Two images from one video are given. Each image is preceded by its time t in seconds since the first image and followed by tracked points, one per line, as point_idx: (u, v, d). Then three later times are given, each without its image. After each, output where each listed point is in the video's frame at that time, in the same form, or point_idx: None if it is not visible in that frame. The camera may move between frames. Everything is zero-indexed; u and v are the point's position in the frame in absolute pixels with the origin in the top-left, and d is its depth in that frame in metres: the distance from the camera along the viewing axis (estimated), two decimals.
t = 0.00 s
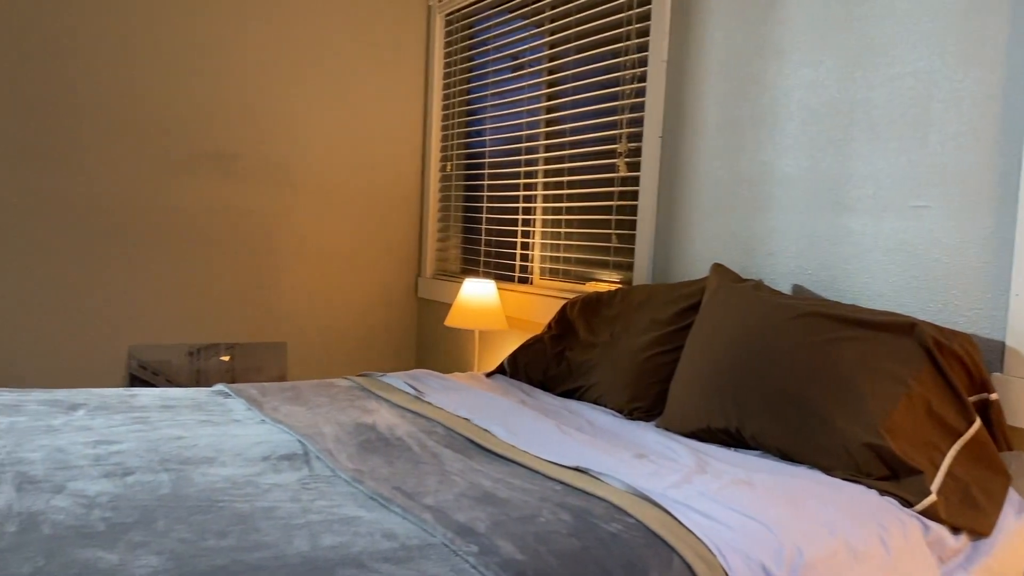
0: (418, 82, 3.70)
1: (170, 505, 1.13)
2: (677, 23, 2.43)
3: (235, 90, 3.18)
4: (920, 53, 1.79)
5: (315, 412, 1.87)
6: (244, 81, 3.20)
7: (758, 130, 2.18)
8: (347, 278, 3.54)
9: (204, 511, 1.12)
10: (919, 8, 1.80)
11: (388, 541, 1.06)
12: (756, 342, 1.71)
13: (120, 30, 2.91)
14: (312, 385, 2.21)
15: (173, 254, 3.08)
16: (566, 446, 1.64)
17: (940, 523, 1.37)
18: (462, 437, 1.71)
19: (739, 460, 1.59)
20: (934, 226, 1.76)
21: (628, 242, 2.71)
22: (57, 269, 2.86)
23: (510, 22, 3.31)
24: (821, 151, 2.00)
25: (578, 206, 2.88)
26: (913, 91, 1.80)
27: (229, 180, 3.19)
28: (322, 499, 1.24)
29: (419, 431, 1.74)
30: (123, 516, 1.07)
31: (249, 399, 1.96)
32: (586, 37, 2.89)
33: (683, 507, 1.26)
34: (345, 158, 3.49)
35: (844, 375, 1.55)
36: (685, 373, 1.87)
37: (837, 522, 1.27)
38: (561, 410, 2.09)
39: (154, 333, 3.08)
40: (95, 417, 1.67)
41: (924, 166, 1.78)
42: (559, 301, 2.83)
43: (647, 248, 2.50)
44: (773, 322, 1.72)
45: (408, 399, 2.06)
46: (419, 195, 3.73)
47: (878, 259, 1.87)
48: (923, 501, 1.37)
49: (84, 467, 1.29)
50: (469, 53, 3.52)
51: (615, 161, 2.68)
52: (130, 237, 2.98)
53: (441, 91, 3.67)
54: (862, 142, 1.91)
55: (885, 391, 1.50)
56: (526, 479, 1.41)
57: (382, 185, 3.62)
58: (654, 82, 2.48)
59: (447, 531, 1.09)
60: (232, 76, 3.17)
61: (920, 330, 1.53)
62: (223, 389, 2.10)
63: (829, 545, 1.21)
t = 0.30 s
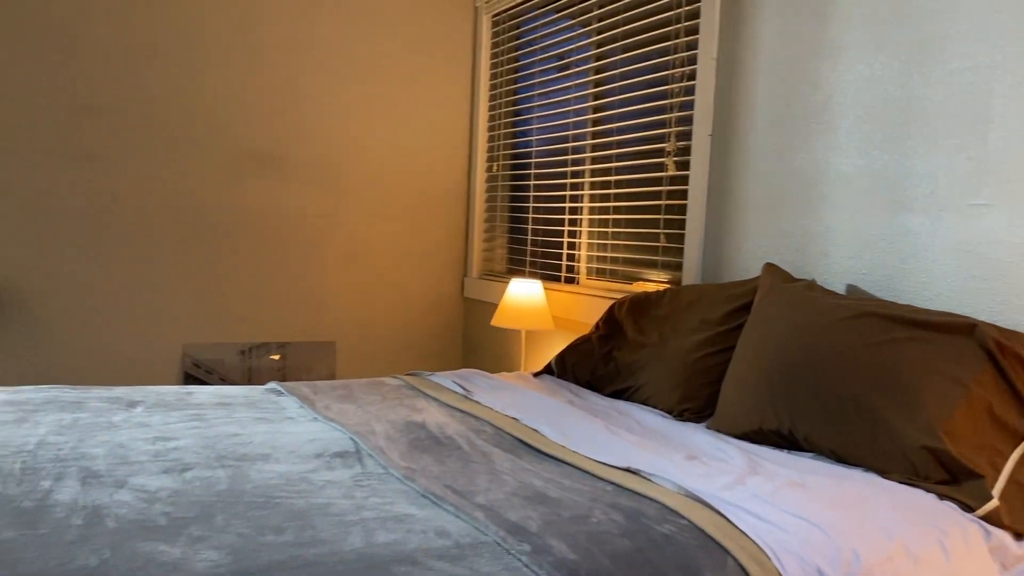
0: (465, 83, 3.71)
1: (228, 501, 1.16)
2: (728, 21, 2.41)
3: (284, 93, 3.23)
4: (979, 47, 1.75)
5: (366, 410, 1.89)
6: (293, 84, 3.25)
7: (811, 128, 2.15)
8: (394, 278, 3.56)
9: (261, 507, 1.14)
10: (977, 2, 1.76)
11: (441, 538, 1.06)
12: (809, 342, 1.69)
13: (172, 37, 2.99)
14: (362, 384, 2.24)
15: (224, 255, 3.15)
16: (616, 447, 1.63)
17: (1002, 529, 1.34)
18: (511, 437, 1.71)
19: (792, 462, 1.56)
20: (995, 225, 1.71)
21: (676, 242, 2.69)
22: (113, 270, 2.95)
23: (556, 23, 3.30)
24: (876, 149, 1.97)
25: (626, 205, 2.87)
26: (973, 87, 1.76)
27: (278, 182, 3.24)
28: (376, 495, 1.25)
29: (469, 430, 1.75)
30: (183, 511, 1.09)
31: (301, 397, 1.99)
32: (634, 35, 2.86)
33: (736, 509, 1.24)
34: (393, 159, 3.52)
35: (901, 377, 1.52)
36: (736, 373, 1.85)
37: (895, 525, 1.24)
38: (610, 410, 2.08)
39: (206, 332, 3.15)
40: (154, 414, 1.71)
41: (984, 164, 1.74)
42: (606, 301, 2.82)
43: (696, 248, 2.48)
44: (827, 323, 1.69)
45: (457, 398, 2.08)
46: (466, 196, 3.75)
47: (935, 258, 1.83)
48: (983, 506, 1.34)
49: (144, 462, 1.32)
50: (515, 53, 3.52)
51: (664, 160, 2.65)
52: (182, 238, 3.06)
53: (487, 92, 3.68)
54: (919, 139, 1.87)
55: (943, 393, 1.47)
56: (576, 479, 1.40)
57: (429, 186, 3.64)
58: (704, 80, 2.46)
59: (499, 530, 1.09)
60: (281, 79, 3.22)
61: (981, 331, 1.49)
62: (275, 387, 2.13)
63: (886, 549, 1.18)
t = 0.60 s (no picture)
0: (512, 83, 3.71)
1: (286, 496, 1.17)
2: (780, 17, 2.38)
3: (333, 95, 3.27)
4: None
5: (416, 408, 1.91)
6: (342, 86, 3.28)
7: (866, 125, 2.11)
8: (442, 277, 3.58)
9: (318, 502, 1.16)
10: None
11: (495, 536, 1.07)
12: (866, 343, 1.66)
13: (224, 42, 3.05)
14: (412, 382, 2.26)
15: (274, 255, 3.20)
16: (669, 447, 1.62)
17: None
18: (561, 436, 1.71)
19: (849, 464, 1.54)
20: None
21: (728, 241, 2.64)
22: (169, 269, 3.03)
23: (604, 21, 3.29)
24: (935, 146, 1.93)
25: (675, 205, 2.85)
26: None
27: (328, 183, 3.29)
28: (430, 493, 1.26)
29: (519, 429, 1.75)
30: (242, 506, 1.11)
31: (354, 395, 2.01)
32: (683, 32, 2.83)
33: (793, 511, 1.23)
34: (441, 159, 3.53)
35: (961, 379, 1.49)
36: (790, 374, 1.82)
37: (958, 530, 1.22)
38: (661, 411, 2.06)
39: (257, 330, 3.21)
40: (211, 411, 1.74)
41: None
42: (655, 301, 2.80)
43: (748, 247, 2.45)
44: (885, 324, 1.66)
45: (507, 397, 2.08)
46: (513, 196, 3.75)
47: (997, 257, 1.78)
48: None
49: (204, 457, 1.35)
50: (563, 52, 3.51)
51: (715, 159, 2.62)
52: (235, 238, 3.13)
53: (535, 91, 3.67)
54: (980, 136, 1.83)
55: (1006, 396, 1.44)
56: (628, 479, 1.40)
57: (477, 186, 3.65)
58: (756, 77, 2.43)
59: (554, 529, 1.09)
60: (330, 81, 3.26)
61: None
62: (328, 385, 2.16)
63: (949, 554, 1.16)
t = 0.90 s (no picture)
0: (560, 81, 3.70)
1: (343, 491, 1.19)
2: (834, 13, 2.34)
3: (381, 96, 3.29)
4: None
5: (467, 406, 1.92)
6: (391, 87, 3.31)
7: (924, 121, 2.07)
8: (490, 276, 3.59)
9: (374, 498, 1.17)
10: None
11: (550, 533, 1.07)
12: (924, 343, 1.63)
13: (277, 44, 3.11)
14: (462, 380, 2.27)
15: (325, 255, 3.25)
16: (722, 447, 1.61)
17: None
18: (613, 436, 1.70)
19: (907, 466, 1.51)
20: None
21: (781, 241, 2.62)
22: (222, 268, 3.09)
23: (653, 19, 3.26)
24: (997, 141, 1.88)
25: (727, 203, 2.82)
26: None
27: (377, 182, 3.32)
28: (483, 490, 1.27)
29: (570, 428, 1.75)
30: (301, 501, 1.13)
31: (405, 393, 2.03)
32: (735, 29, 2.80)
33: (851, 513, 1.21)
34: (489, 158, 3.54)
35: None
36: (845, 375, 1.80)
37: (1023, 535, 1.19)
38: (712, 411, 2.05)
39: (309, 328, 3.25)
40: (268, 407, 1.77)
41: None
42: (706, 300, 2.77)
43: (801, 246, 2.42)
44: (944, 323, 1.63)
45: (557, 396, 2.08)
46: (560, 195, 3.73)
47: None
48: None
49: (263, 453, 1.37)
50: (611, 51, 3.48)
51: (767, 156, 2.59)
52: (286, 238, 3.18)
53: (582, 89, 3.65)
54: None
55: None
56: (682, 479, 1.39)
57: (526, 185, 3.64)
58: (809, 74, 2.40)
59: (609, 527, 1.09)
60: (378, 82, 3.28)
61: None
62: (380, 382, 2.18)
63: (1014, 559, 1.13)
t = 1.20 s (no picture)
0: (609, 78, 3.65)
1: (400, 486, 1.20)
2: (893, 6, 2.29)
3: (430, 96, 3.31)
4: None
5: (519, 404, 1.92)
6: (440, 86, 3.32)
7: (988, 115, 2.02)
8: (539, 274, 3.58)
9: (431, 494, 1.18)
10: None
11: (608, 531, 1.07)
12: (988, 342, 1.59)
13: (330, 45, 3.15)
14: (513, 378, 2.27)
15: (375, 254, 3.28)
16: (779, 447, 1.58)
17: None
18: (667, 435, 1.69)
19: (971, 468, 1.48)
20: None
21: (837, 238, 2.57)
22: (275, 266, 3.14)
23: (705, 14, 3.19)
24: None
25: (780, 200, 2.77)
26: None
27: (427, 182, 3.34)
28: (538, 487, 1.27)
29: (624, 427, 1.75)
30: (360, 495, 1.14)
31: (457, 390, 2.04)
32: (788, 24, 2.75)
33: (914, 515, 1.19)
34: (538, 157, 3.53)
35: None
36: (904, 375, 1.76)
37: None
38: (767, 411, 2.02)
39: (360, 326, 3.29)
40: (324, 402, 1.80)
41: None
42: (759, 298, 2.73)
43: (857, 244, 2.38)
44: (1009, 321, 1.59)
45: (609, 395, 2.08)
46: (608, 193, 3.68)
47: None
48: None
49: (320, 448, 1.39)
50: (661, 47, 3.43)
51: (822, 153, 2.54)
52: (337, 237, 3.21)
53: (632, 87, 3.59)
54: None
55: None
56: (739, 479, 1.38)
57: (576, 183, 3.62)
58: (866, 68, 2.35)
59: (667, 527, 1.08)
60: (428, 81, 3.30)
61: None
62: (432, 379, 2.20)
63: None
